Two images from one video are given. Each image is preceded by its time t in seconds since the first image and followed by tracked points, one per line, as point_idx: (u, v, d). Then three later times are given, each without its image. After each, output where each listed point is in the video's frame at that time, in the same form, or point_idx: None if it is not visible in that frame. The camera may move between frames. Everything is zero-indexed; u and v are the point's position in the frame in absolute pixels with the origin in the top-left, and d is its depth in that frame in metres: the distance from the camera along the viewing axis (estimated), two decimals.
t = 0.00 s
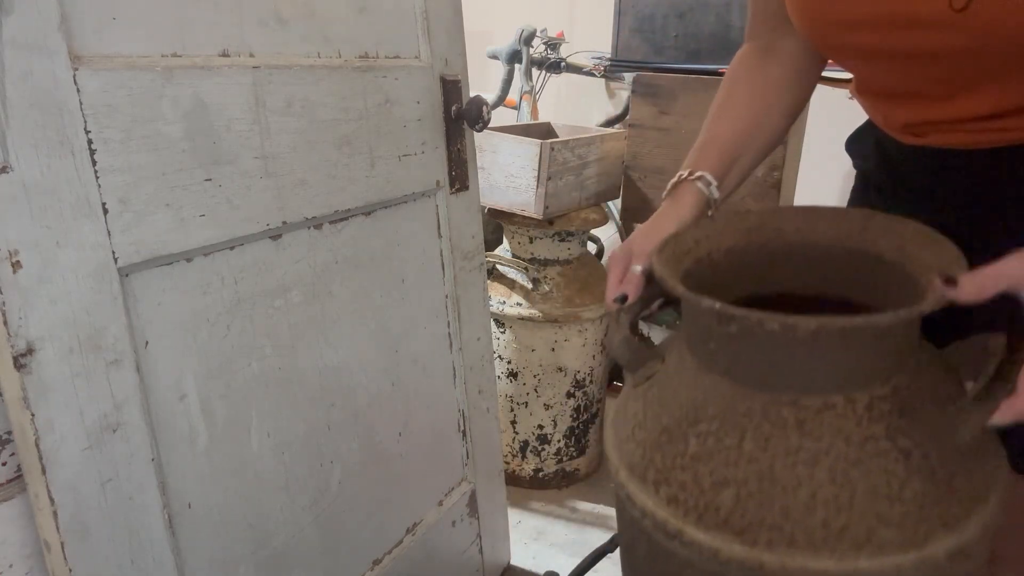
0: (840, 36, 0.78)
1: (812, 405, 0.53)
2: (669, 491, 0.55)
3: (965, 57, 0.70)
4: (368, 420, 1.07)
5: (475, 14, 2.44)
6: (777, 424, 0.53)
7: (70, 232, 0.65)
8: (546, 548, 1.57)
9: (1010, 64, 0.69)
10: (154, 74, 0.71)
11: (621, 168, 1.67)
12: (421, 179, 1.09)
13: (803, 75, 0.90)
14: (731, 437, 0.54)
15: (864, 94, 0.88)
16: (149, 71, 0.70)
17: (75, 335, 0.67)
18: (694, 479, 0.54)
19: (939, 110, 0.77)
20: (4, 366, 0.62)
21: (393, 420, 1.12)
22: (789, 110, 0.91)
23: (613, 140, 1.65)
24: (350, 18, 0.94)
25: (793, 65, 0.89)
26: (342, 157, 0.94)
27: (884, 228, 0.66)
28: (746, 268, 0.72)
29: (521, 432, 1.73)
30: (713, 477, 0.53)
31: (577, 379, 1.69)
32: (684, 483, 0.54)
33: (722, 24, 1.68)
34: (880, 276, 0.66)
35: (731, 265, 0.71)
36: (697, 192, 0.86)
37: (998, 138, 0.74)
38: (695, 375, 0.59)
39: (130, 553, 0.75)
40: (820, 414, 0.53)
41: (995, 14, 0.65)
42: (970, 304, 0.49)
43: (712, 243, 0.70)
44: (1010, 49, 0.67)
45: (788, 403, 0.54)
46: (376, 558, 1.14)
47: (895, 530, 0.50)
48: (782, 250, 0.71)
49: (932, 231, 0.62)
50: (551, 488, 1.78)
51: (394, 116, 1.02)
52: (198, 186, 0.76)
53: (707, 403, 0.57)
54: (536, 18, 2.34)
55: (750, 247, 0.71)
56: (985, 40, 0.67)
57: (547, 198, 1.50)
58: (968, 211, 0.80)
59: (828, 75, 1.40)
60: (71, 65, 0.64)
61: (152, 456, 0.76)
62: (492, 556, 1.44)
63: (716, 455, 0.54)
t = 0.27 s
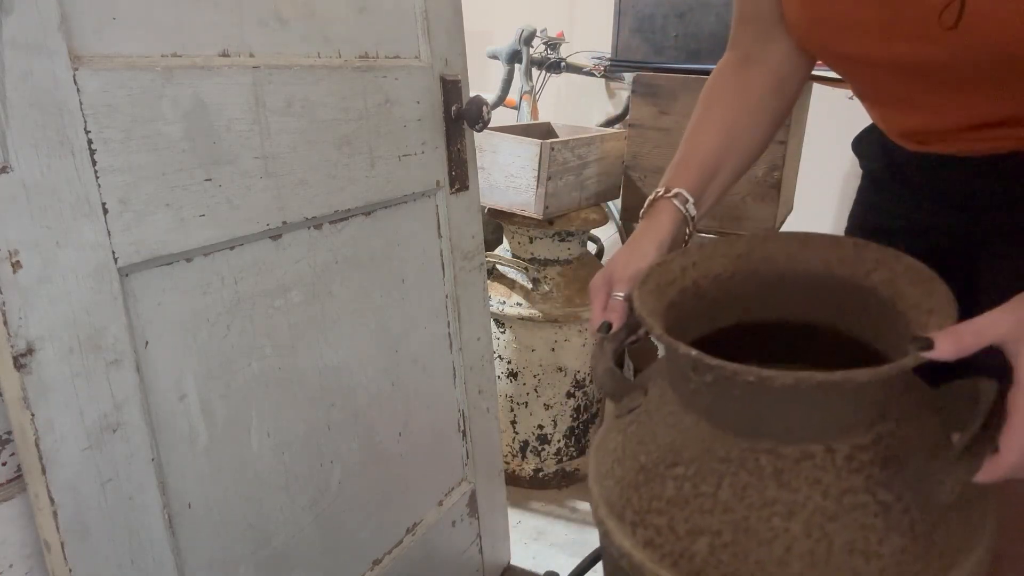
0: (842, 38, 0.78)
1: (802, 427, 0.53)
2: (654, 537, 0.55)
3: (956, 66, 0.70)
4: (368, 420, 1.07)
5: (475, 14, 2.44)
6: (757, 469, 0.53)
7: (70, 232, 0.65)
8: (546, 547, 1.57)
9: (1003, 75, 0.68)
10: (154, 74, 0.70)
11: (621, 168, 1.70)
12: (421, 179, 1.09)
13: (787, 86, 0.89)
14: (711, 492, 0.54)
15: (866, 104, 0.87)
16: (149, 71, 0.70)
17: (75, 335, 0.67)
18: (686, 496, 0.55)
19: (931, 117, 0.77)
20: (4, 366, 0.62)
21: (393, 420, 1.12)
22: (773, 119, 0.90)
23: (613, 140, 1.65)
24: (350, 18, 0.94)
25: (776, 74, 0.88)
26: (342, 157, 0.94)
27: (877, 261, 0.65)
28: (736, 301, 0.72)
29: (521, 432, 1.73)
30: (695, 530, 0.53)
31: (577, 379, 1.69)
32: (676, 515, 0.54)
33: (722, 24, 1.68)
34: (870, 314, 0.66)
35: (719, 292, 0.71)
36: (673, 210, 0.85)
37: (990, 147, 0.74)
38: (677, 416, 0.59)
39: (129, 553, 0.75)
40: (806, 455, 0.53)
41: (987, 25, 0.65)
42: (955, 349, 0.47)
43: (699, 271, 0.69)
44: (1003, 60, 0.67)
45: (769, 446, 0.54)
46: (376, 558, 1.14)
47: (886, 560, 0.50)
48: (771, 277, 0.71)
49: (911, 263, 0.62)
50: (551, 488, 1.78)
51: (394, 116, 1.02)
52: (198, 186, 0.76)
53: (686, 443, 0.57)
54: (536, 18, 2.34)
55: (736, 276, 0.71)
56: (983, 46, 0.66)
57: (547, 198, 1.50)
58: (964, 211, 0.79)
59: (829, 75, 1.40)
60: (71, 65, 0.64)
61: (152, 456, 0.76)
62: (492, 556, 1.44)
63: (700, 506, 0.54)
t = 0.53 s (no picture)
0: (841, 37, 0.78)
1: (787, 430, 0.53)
2: (640, 536, 0.55)
3: (958, 66, 0.70)
4: (368, 421, 1.07)
5: (475, 15, 2.43)
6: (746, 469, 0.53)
7: (70, 231, 0.65)
8: (546, 547, 1.57)
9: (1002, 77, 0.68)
10: (154, 74, 0.70)
11: (621, 168, 1.71)
12: (421, 179, 1.09)
13: (787, 88, 0.89)
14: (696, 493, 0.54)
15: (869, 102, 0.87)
16: (149, 71, 0.70)
17: (75, 335, 0.67)
18: (672, 494, 0.55)
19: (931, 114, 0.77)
20: (3, 366, 0.62)
21: (393, 420, 1.12)
22: (772, 122, 0.90)
23: (613, 140, 1.66)
24: (350, 18, 0.94)
25: (777, 75, 0.88)
26: (342, 157, 0.94)
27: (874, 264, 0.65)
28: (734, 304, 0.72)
29: (521, 432, 1.73)
30: (681, 526, 0.54)
31: (577, 379, 1.69)
32: (665, 510, 0.55)
33: (722, 24, 1.68)
34: (871, 317, 0.65)
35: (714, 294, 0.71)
36: (670, 210, 0.85)
37: (990, 146, 0.74)
38: (667, 414, 0.59)
39: (129, 553, 0.75)
40: (792, 453, 0.53)
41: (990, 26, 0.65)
42: (943, 345, 0.47)
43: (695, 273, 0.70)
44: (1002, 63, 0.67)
45: (756, 445, 0.53)
46: (376, 558, 1.14)
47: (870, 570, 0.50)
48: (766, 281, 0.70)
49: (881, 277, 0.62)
50: (551, 488, 1.78)
51: (394, 117, 1.02)
52: (198, 186, 0.76)
53: (676, 439, 0.57)
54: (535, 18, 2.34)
55: (733, 278, 0.71)
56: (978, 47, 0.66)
57: (547, 198, 1.50)
58: (960, 210, 0.79)
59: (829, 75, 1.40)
60: (71, 65, 0.64)
61: (152, 456, 0.76)
62: (492, 556, 1.44)
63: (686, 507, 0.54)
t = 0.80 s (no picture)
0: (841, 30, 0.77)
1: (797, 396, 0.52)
2: (647, 502, 0.54)
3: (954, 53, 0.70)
4: (367, 421, 1.07)
5: (475, 15, 2.43)
6: (754, 436, 0.52)
7: (70, 232, 0.65)
8: (546, 547, 1.57)
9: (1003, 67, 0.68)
10: (154, 74, 0.71)
11: (621, 167, 1.71)
12: (421, 179, 1.09)
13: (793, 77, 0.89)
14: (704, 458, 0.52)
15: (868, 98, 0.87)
16: (149, 71, 0.70)
17: (75, 335, 0.67)
18: (680, 460, 0.53)
19: (929, 110, 0.77)
20: (3, 366, 0.62)
21: (393, 420, 1.12)
22: (779, 112, 0.90)
23: (613, 140, 1.66)
24: (350, 17, 0.94)
25: (779, 72, 0.88)
26: (342, 157, 0.94)
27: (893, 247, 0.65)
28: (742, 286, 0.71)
29: (521, 432, 1.73)
30: (689, 492, 0.52)
31: (577, 379, 1.69)
32: (673, 475, 0.53)
33: (722, 24, 1.68)
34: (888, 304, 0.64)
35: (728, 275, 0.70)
36: (683, 193, 0.84)
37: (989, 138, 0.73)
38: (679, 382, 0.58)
39: (129, 553, 0.75)
40: (803, 420, 0.52)
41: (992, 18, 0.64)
42: (955, 308, 0.47)
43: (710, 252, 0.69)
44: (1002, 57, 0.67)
45: (767, 409, 0.52)
46: (376, 558, 1.14)
47: (879, 545, 0.48)
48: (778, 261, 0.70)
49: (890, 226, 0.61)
50: (551, 488, 1.78)
51: (394, 117, 1.02)
52: (198, 186, 0.76)
53: (687, 404, 0.56)
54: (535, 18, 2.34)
55: (751, 260, 0.70)
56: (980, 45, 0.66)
57: (547, 198, 1.50)
58: (961, 208, 0.79)
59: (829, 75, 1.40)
60: (71, 65, 0.64)
61: (152, 456, 0.76)
62: (492, 556, 1.44)
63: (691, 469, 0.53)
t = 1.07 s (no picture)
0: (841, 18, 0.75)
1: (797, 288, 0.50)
2: (642, 385, 0.52)
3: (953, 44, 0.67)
4: (367, 421, 1.07)
5: (475, 15, 2.43)
6: (747, 320, 0.51)
7: (70, 232, 0.65)
8: (546, 548, 1.57)
9: (1003, 61, 0.65)
10: (154, 74, 0.71)
11: (621, 167, 1.71)
12: (421, 179, 1.09)
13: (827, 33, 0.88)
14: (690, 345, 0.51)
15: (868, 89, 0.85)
16: (149, 71, 0.70)
17: (75, 335, 0.67)
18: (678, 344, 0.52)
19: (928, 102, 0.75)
20: (3, 366, 0.62)
21: (393, 420, 1.12)
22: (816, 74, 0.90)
23: (613, 140, 1.66)
24: (350, 17, 0.94)
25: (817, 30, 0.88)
26: (342, 157, 0.94)
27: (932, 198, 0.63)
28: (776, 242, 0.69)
29: (521, 432, 1.73)
30: (682, 368, 0.50)
31: (577, 379, 1.69)
32: (671, 357, 0.52)
33: (722, 24, 1.68)
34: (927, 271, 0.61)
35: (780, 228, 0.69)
36: (724, 156, 0.85)
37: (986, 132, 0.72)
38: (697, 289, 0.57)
39: (129, 553, 0.75)
40: (798, 309, 0.50)
41: (989, 12, 0.62)
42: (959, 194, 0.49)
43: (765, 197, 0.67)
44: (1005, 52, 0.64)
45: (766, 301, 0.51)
46: (376, 558, 1.14)
47: (884, 424, 0.44)
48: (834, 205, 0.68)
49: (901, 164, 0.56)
50: (551, 488, 1.78)
51: (394, 117, 1.02)
52: (198, 186, 0.76)
53: (693, 304, 0.55)
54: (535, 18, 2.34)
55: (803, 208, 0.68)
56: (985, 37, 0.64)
57: (548, 198, 1.50)
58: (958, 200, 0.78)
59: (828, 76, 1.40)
60: (71, 65, 0.64)
61: (152, 456, 0.76)
62: (492, 556, 1.44)
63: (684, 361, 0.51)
